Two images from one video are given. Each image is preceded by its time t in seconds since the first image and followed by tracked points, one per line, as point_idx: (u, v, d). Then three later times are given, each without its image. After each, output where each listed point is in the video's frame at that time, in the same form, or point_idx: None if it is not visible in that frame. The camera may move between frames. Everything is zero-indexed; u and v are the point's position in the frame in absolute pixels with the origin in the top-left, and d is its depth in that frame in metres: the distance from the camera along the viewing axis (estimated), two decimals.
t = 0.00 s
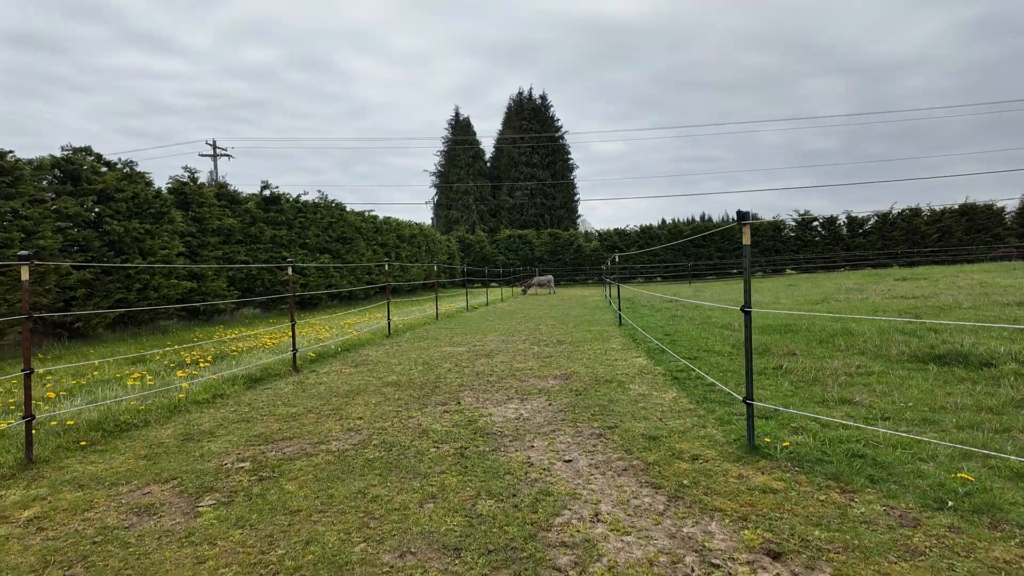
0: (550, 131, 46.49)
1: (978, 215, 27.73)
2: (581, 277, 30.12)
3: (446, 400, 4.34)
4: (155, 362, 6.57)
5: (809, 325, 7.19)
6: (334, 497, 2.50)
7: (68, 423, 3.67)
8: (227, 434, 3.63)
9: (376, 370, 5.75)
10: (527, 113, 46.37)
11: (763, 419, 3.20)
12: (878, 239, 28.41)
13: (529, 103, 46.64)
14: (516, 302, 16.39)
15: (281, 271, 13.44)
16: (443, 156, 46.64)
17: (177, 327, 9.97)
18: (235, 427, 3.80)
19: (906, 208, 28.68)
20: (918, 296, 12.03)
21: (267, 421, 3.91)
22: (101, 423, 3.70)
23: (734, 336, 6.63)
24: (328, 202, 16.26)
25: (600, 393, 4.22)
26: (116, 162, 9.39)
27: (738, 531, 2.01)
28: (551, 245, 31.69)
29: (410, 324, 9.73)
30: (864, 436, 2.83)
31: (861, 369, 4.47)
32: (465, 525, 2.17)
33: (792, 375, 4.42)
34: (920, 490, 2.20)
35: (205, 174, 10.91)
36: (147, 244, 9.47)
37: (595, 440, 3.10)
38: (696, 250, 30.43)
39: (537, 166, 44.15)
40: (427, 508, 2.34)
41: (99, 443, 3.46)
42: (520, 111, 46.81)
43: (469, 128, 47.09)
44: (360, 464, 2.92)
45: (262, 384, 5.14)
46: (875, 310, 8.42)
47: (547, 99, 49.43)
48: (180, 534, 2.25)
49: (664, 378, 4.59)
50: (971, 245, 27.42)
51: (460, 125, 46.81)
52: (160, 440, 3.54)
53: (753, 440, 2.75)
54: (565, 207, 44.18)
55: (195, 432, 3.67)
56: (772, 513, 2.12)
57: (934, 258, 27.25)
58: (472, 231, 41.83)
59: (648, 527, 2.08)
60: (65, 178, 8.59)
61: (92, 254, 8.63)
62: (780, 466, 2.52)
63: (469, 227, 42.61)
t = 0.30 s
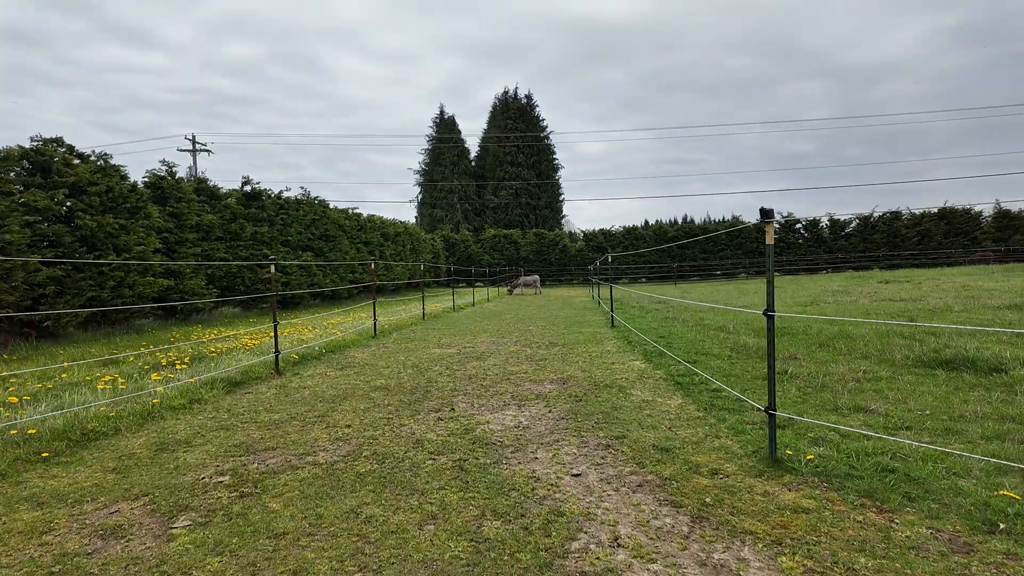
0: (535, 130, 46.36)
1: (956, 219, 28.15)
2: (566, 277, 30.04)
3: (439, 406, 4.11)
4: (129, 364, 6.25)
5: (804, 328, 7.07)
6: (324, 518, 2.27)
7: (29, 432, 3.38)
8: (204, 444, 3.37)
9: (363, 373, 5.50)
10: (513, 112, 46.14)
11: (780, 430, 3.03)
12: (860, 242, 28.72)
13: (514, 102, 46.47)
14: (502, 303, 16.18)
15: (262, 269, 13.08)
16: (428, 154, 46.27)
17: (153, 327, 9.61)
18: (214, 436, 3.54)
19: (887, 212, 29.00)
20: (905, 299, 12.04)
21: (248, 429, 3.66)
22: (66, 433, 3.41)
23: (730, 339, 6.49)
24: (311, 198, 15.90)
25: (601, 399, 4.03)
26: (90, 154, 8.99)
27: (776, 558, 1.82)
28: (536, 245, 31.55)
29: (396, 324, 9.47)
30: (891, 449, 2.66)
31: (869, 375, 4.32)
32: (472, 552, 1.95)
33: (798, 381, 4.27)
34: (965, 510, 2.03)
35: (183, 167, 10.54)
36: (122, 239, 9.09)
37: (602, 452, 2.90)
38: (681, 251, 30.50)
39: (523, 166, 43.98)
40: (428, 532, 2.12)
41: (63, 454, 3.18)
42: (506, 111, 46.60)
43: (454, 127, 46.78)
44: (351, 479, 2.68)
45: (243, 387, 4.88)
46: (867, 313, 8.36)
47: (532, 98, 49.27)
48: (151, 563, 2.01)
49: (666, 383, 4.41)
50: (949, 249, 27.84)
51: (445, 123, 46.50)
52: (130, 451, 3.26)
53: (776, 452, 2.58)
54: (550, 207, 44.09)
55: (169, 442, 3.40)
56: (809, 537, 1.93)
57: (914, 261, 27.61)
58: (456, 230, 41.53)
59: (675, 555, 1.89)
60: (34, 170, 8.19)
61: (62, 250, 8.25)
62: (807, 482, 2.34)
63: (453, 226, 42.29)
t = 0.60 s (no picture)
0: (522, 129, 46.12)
1: (940, 220, 28.43)
2: (554, 277, 29.87)
3: (443, 413, 3.86)
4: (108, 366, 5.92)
5: (810, 330, 6.91)
6: (330, 548, 2.01)
7: None
8: (191, 457, 3.09)
9: (358, 376, 5.24)
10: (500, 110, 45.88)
11: (818, 441, 2.82)
12: (846, 242, 28.90)
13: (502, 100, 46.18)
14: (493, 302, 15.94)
15: (247, 267, 12.69)
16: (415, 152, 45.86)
17: (133, 326, 9.23)
18: (202, 447, 3.26)
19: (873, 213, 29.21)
20: (900, 300, 11.99)
21: (239, 440, 3.38)
22: (38, 445, 3.11)
23: (736, 341, 6.31)
24: (297, 195, 15.51)
25: (616, 405, 3.80)
26: (66, 145, 8.59)
27: None
28: (524, 244, 31.35)
29: (387, 324, 9.20)
30: (944, 464, 2.46)
31: (892, 379, 4.15)
32: None
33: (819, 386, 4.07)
34: None
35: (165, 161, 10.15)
36: (100, 235, 8.71)
37: (629, 466, 2.68)
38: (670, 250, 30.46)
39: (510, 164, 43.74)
40: (452, 565, 1.87)
41: (34, 470, 2.88)
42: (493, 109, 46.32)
43: (441, 124, 46.43)
44: (357, 499, 2.43)
45: (231, 392, 4.59)
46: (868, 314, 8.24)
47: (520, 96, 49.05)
48: None
49: (682, 388, 4.19)
50: (933, 250, 28.10)
51: (432, 120, 46.13)
52: (109, 465, 2.97)
53: (823, 469, 2.37)
54: (537, 206, 43.95)
55: (152, 455, 3.12)
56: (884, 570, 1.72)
57: (900, 262, 27.83)
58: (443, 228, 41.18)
59: None
60: (7, 161, 7.79)
61: (37, 246, 7.86)
62: (865, 503, 2.12)
63: (440, 224, 41.94)
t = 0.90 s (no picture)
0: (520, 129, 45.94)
1: (940, 222, 28.34)
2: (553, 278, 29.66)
3: (461, 424, 3.65)
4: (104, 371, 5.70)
5: (828, 333, 6.72)
6: None
7: None
8: (196, 474, 2.87)
9: (366, 382, 5.03)
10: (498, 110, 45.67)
11: (873, 458, 2.62)
12: (846, 243, 28.78)
13: (500, 100, 45.98)
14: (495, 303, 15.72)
15: (245, 268, 12.45)
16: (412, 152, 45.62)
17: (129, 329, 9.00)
18: (206, 463, 3.04)
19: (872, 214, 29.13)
20: (909, 302, 11.82)
21: (246, 454, 3.16)
22: (29, 461, 2.89)
23: (755, 345, 6.12)
24: (295, 194, 15.27)
25: (644, 416, 3.60)
26: (60, 142, 8.35)
27: None
28: (523, 244, 31.14)
29: (390, 327, 8.98)
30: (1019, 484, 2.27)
31: (930, 387, 3.96)
32: None
33: (855, 394, 3.88)
34: None
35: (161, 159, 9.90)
36: (95, 235, 8.47)
37: (673, 487, 2.47)
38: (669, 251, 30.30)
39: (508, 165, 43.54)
40: None
41: (25, 489, 2.66)
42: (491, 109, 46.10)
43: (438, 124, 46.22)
44: (380, 524, 2.21)
45: (234, 400, 4.38)
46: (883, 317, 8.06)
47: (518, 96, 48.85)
48: None
49: (710, 396, 3.99)
50: (934, 251, 27.99)
51: (430, 120, 45.92)
52: (107, 484, 2.75)
53: (891, 491, 2.17)
54: (535, 206, 43.79)
55: (153, 472, 2.90)
56: None
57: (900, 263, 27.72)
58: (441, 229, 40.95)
59: None
60: None
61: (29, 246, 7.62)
62: (946, 531, 1.93)
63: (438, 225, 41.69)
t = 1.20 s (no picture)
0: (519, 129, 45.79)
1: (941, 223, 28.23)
2: (553, 278, 29.51)
3: (480, 436, 3.47)
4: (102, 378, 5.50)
5: (846, 337, 6.55)
6: None
7: None
8: (201, 495, 2.68)
9: (376, 390, 4.85)
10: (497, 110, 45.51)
11: (932, 477, 2.44)
12: (847, 244, 28.68)
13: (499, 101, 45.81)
14: (497, 305, 15.54)
15: (245, 269, 12.26)
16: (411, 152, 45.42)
17: (128, 332, 8.80)
18: (213, 481, 2.85)
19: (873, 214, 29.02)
20: (919, 303, 11.66)
21: (255, 471, 2.98)
22: (24, 481, 2.70)
23: (772, 349, 5.96)
24: (296, 195, 15.08)
25: (674, 427, 3.43)
26: (57, 141, 8.16)
27: None
28: (523, 245, 30.98)
29: (395, 330, 8.80)
30: None
31: (968, 395, 3.79)
32: None
33: (892, 403, 3.70)
34: None
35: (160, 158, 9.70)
36: (93, 236, 8.27)
37: (720, 511, 2.29)
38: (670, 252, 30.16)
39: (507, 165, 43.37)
40: None
41: (19, 513, 2.47)
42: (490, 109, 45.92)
43: (436, 125, 46.02)
44: (407, 555, 2.03)
45: (239, 410, 4.19)
46: (898, 320, 7.89)
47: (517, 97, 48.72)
48: None
49: (739, 406, 3.81)
50: (935, 251, 27.87)
51: (428, 121, 45.75)
52: (107, 506, 2.56)
53: (964, 519, 1.99)
54: (534, 207, 43.65)
55: (157, 492, 2.71)
56: None
57: (901, 263, 27.61)
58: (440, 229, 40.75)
59: None
60: None
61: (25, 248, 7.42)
62: None
63: (437, 225, 41.48)
